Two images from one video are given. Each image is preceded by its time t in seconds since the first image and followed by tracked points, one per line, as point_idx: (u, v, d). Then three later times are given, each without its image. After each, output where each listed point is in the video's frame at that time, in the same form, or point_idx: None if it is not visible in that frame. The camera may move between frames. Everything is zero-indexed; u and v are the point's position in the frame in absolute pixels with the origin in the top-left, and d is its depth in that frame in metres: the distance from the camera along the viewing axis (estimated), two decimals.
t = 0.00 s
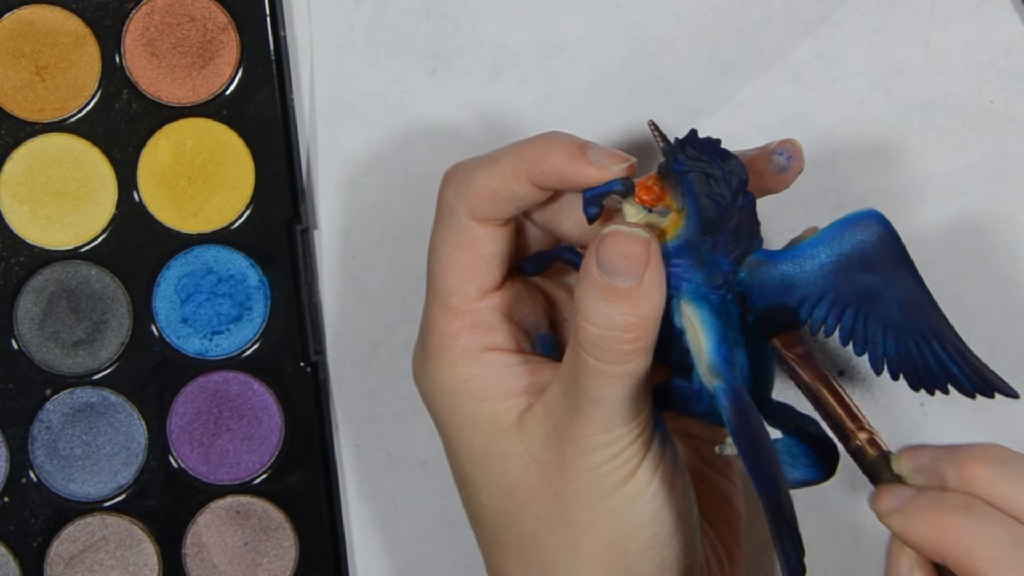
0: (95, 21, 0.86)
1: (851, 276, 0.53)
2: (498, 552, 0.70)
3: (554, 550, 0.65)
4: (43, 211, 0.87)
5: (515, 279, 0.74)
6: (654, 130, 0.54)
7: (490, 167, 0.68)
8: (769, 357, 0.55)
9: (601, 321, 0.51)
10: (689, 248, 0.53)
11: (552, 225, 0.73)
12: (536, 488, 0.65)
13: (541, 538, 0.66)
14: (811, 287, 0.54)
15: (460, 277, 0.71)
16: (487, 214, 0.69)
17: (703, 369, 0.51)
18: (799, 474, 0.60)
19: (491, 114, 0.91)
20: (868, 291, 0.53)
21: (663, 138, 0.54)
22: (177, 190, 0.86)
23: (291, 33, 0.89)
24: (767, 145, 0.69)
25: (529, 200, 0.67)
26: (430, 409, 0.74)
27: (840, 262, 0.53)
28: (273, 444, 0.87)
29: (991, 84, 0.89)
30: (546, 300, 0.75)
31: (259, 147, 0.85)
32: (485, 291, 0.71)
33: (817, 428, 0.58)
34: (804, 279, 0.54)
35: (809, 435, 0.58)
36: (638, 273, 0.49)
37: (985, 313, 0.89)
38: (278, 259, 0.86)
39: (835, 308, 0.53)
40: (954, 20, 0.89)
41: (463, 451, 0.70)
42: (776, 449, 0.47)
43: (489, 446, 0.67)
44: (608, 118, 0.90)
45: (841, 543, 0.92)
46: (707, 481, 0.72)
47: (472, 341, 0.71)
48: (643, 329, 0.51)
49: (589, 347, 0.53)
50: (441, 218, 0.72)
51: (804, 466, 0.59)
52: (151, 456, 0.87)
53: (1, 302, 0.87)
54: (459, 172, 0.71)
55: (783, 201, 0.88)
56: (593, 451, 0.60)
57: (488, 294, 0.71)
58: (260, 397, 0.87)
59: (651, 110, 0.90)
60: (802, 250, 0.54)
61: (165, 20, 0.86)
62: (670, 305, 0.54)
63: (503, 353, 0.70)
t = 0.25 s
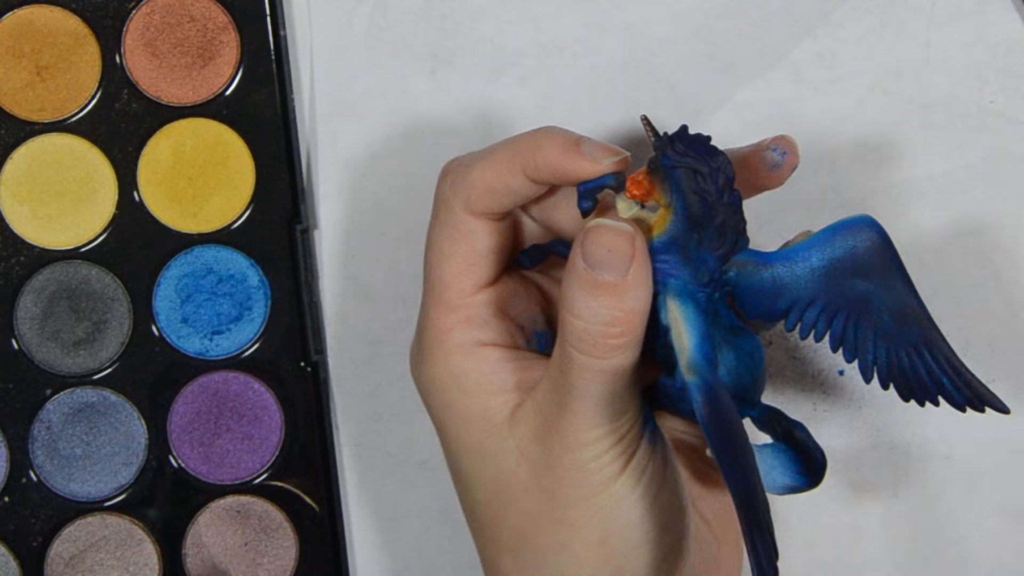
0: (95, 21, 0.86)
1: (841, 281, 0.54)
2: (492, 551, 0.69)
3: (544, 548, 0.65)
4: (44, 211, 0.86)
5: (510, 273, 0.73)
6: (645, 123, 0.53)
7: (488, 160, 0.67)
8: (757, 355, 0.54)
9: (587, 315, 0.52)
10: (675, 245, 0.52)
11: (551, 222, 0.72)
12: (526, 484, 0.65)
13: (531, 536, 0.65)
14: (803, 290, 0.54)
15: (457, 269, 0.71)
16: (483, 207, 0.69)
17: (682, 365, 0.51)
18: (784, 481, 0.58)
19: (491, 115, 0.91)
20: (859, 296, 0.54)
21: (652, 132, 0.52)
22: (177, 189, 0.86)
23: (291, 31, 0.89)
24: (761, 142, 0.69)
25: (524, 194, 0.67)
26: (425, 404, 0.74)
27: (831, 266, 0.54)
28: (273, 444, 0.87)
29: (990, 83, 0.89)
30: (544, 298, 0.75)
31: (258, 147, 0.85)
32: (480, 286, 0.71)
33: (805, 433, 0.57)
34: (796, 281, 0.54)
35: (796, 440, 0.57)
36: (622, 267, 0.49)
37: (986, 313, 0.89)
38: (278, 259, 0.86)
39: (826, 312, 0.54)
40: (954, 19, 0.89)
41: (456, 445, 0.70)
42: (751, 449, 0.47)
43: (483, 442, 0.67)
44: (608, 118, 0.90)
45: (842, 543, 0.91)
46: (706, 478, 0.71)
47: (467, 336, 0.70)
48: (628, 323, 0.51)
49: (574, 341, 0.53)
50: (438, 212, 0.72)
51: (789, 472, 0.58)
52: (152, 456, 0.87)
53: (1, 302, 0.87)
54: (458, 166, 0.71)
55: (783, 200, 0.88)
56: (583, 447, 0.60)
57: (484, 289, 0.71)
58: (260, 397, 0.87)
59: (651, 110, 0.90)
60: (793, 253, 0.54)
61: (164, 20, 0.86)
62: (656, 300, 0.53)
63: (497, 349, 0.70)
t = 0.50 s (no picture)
0: (95, 20, 0.86)
1: (832, 285, 0.53)
2: (487, 551, 0.69)
3: (536, 548, 0.65)
4: (43, 211, 0.86)
5: (504, 275, 0.74)
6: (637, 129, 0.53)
7: (479, 162, 0.68)
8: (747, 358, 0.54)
9: (576, 316, 0.52)
10: (665, 247, 0.53)
11: (544, 223, 0.73)
12: (518, 485, 0.65)
13: (525, 536, 0.65)
14: (793, 294, 0.53)
15: (449, 270, 0.71)
16: (476, 209, 0.69)
17: (670, 367, 0.50)
18: (776, 484, 0.58)
19: (490, 115, 0.91)
20: (851, 300, 0.53)
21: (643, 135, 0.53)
22: (177, 188, 0.86)
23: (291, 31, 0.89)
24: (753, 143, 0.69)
25: (517, 195, 0.67)
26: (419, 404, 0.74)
27: (822, 269, 0.53)
28: (274, 443, 0.87)
29: (990, 83, 0.89)
30: (539, 300, 0.75)
31: (259, 147, 0.85)
32: (473, 287, 0.71)
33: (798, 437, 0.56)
34: (786, 286, 0.53)
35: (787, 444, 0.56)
36: (611, 268, 0.50)
37: (986, 313, 0.89)
38: (278, 259, 0.86)
39: (817, 316, 0.54)
40: (954, 19, 0.89)
41: (449, 446, 0.70)
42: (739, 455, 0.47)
43: (476, 443, 0.67)
44: (608, 118, 0.90)
45: (841, 543, 0.91)
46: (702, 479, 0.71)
47: (460, 337, 0.70)
48: (618, 325, 0.51)
49: (565, 342, 0.53)
50: (432, 214, 0.72)
51: (781, 474, 0.58)
52: (151, 456, 0.87)
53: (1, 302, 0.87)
54: (450, 167, 0.71)
55: (782, 201, 0.88)
56: (573, 448, 0.60)
57: (477, 290, 0.71)
58: (260, 397, 0.87)
59: (651, 110, 0.90)
60: (784, 257, 0.54)
61: (164, 19, 0.86)
62: (646, 303, 0.53)
63: (491, 349, 0.70)
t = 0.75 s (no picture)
0: (95, 20, 0.86)
1: (837, 277, 0.54)
2: (491, 551, 0.69)
3: (541, 547, 0.65)
4: (43, 211, 0.86)
5: (507, 276, 0.74)
6: (639, 125, 0.53)
7: (479, 165, 0.68)
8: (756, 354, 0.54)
9: (585, 317, 0.52)
10: (673, 245, 0.53)
11: (544, 223, 0.72)
12: (524, 486, 0.65)
13: (530, 536, 0.65)
14: (799, 287, 0.54)
15: (452, 273, 0.71)
16: (478, 211, 0.69)
17: (682, 365, 0.51)
18: (783, 477, 0.58)
19: (490, 115, 0.91)
20: (855, 292, 0.53)
21: (647, 133, 0.53)
22: (177, 188, 0.86)
23: (291, 30, 0.89)
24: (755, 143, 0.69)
25: (519, 196, 0.67)
26: (422, 405, 0.74)
27: (827, 262, 0.54)
28: (273, 443, 0.87)
29: (990, 83, 0.89)
30: (540, 300, 0.75)
31: (258, 146, 0.85)
32: (476, 289, 0.71)
33: (805, 432, 0.56)
34: (793, 279, 0.54)
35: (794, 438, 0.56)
36: (620, 268, 0.50)
37: (986, 313, 0.89)
38: (278, 259, 0.86)
39: (823, 309, 0.54)
40: (954, 19, 0.89)
41: (453, 448, 0.70)
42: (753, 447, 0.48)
43: (482, 444, 0.67)
44: (608, 118, 0.90)
45: (842, 542, 0.91)
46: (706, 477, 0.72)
47: (462, 339, 0.71)
48: (627, 325, 0.51)
49: (573, 343, 0.54)
50: (433, 216, 0.72)
51: (789, 468, 0.57)
52: (151, 456, 0.87)
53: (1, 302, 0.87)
54: (452, 170, 0.71)
55: (782, 201, 0.89)
56: (581, 448, 0.60)
57: (480, 291, 0.71)
58: (259, 397, 0.87)
59: (651, 110, 0.90)
60: (791, 251, 0.55)
61: (164, 19, 0.86)
62: (654, 301, 0.54)
63: (494, 350, 0.70)
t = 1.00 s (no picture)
0: (95, 20, 0.86)
1: (845, 274, 0.54)
2: (497, 552, 0.70)
3: (551, 548, 0.65)
4: (43, 211, 0.86)
5: (513, 278, 0.74)
6: (648, 124, 0.53)
7: (484, 167, 0.68)
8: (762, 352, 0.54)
9: (596, 317, 0.52)
10: (683, 244, 0.53)
11: (550, 225, 0.73)
12: (535, 487, 0.65)
13: (538, 538, 0.66)
14: (807, 285, 0.54)
15: (458, 276, 0.71)
16: (482, 212, 0.69)
17: (694, 364, 0.51)
18: (793, 475, 0.58)
19: (491, 114, 0.90)
20: (863, 289, 0.53)
21: (656, 134, 0.53)
22: (177, 188, 0.86)
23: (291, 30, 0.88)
24: (760, 141, 0.69)
25: (524, 197, 0.67)
26: (428, 408, 0.74)
27: (834, 260, 0.54)
28: (273, 443, 0.87)
29: (990, 83, 0.89)
30: (545, 301, 0.75)
31: (258, 146, 0.85)
32: (482, 291, 0.71)
33: (814, 431, 0.57)
34: (800, 277, 0.54)
35: (802, 435, 0.57)
36: (631, 268, 0.50)
37: (986, 313, 0.88)
38: (278, 259, 0.86)
39: (830, 307, 0.54)
40: (954, 19, 0.89)
41: (460, 450, 0.70)
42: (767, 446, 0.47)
43: (489, 445, 0.67)
44: (607, 118, 0.90)
45: (842, 543, 0.91)
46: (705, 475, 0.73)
47: (469, 341, 0.71)
48: (638, 325, 0.51)
49: (584, 344, 0.53)
50: (437, 219, 0.72)
51: (797, 466, 0.58)
52: (151, 456, 0.87)
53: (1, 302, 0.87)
54: (455, 170, 0.70)
55: (784, 202, 0.88)
56: (591, 448, 0.60)
57: (486, 294, 0.71)
58: (259, 397, 0.87)
59: (651, 110, 0.90)
60: (798, 248, 0.54)
61: (164, 19, 0.86)
62: (664, 301, 0.53)
63: (501, 352, 0.70)
